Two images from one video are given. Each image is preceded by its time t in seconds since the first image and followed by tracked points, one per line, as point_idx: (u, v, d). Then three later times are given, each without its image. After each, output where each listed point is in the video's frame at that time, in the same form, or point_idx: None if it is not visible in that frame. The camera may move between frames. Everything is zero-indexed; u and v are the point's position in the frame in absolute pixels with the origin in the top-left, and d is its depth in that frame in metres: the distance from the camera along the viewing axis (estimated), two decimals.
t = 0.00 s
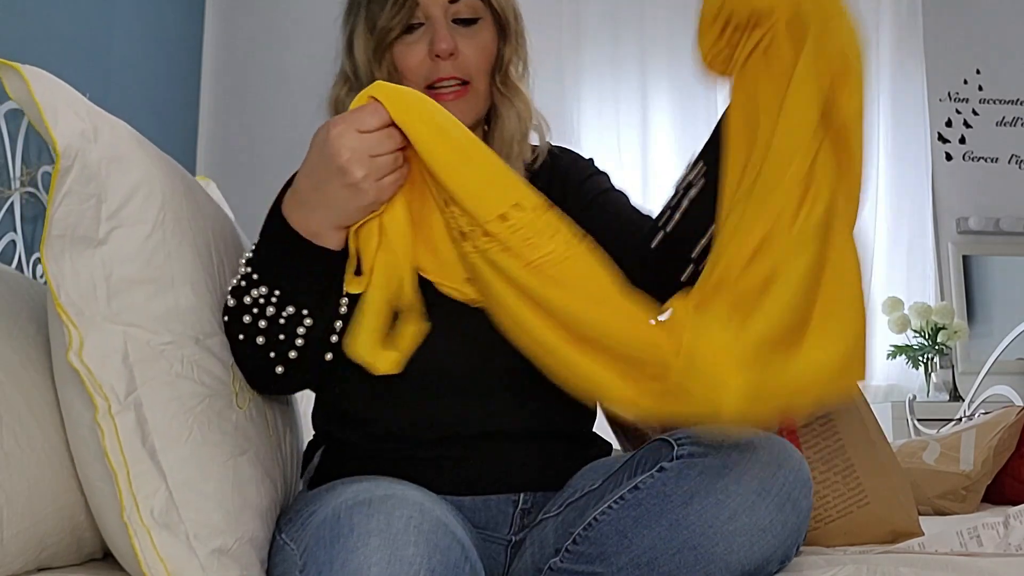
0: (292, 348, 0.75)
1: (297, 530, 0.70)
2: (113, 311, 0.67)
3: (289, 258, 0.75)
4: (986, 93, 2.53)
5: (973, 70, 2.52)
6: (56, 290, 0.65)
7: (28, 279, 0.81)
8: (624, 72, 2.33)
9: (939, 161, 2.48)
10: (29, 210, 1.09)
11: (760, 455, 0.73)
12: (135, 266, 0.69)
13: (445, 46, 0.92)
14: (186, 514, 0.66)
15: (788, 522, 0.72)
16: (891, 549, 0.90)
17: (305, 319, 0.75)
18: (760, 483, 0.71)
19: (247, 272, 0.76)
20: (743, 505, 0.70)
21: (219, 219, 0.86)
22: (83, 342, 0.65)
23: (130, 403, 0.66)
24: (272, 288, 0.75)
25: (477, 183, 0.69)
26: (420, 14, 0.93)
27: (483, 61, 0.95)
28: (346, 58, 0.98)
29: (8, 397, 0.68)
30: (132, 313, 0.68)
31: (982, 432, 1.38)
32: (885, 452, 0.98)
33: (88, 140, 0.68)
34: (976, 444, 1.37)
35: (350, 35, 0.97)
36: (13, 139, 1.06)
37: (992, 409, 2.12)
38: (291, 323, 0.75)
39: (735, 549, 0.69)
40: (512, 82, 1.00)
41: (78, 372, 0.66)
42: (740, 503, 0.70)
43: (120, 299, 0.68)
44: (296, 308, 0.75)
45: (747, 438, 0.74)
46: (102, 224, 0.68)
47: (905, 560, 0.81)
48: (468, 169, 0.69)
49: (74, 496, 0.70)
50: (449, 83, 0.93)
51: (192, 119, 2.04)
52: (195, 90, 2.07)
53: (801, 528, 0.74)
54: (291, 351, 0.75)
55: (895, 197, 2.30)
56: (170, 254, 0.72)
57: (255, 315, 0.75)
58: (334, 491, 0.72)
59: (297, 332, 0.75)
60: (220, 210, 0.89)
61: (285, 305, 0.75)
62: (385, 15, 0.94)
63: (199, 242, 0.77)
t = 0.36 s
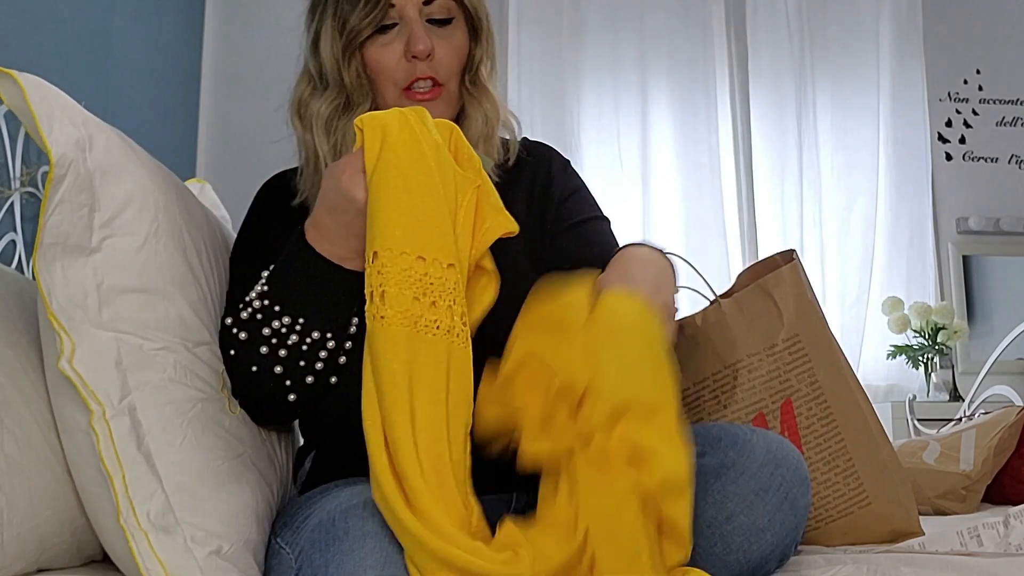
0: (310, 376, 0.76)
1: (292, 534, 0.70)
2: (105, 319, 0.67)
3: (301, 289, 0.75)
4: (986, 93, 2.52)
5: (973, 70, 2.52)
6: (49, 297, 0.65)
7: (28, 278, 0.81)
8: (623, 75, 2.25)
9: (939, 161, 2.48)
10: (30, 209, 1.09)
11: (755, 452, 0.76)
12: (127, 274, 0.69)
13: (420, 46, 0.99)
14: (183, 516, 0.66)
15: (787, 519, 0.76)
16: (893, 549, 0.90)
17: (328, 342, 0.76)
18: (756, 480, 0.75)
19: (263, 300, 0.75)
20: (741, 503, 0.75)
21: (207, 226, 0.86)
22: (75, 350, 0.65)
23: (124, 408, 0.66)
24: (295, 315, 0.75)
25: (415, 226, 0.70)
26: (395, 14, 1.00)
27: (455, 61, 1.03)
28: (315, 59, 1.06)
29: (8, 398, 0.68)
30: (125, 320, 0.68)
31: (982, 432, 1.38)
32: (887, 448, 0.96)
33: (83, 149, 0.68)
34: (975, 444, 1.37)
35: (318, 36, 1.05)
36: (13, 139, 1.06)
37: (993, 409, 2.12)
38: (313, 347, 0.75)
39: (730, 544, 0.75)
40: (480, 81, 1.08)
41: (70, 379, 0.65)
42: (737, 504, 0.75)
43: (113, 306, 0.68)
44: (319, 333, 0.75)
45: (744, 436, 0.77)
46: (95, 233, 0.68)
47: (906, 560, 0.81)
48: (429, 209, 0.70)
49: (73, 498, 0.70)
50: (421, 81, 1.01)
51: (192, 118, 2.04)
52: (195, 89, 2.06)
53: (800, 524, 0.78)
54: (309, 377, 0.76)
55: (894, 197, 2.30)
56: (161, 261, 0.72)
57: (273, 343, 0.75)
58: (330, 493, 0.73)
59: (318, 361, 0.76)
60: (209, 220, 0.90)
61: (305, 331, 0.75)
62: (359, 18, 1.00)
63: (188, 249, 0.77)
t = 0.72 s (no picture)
0: (326, 365, 0.79)
1: (294, 531, 0.70)
2: (112, 315, 0.67)
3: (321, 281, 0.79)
4: (986, 93, 2.53)
5: (973, 70, 2.52)
6: (56, 292, 0.65)
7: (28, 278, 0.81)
8: (623, 72, 2.25)
9: (939, 161, 2.48)
10: (29, 209, 1.09)
11: (752, 447, 0.78)
12: (135, 271, 0.69)
13: (433, 46, 1.00)
14: (185, 513, 0.66)
15: (784, 513, 0.77)
16: (894, 548, 0.90)
17: (345, 329, 0.79)
18: (751, 475, 0.76)
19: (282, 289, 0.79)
20: (739, 499, 0.76)
21: (215, 226, 0.86)
22: (82, 345, 0.65)
23: (130, 404, 0.66)
24: (314, 300, 0.78)
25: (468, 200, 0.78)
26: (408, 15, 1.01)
27: (466, 62, 1.04)
28: (328, 59, 1.06)
29: (8, 398, 0.68)
30: (132, 316, 0.68)
31: (982, 432, 1.38)
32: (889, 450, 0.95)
33: (92, 145, 0.68)
34: (975, 443, 1.37)
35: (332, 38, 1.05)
36: (13, 139, 1.06)
37: (993, 409, 2.12)
38: (333, 333, 0.79)
39: (730, 541, 0.75)
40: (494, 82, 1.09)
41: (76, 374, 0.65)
42: (735, 498, 0.75)
43: (120, 303, 0.68)
44: (336, 318, 0.79)
45: (740, 430, 0.78)
46: (103, 229, 0.68)
47: (905, 560, 0.81)
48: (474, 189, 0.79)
49: (73, 497, 0.70)
50: (435, 81, 1.01)
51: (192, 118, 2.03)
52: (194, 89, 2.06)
53: (798, 520, 0.79)
54: (326, 366, 0.79)
55: (894, 197, 2.30)
56: (169, 259, 0.72)
57: (292, 330, 0.78)
58: (332, 489, 0.73)
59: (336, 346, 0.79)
60: (214, 218, 0.90)
61: (322, 318, 0.79)
62: (371, 18, 1.01)
63: (196, 248, 0.77)
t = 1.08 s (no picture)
0: (308, 382, 0.79)
1: (295, 530, 0.70)
2: (114, 314, 0.67)
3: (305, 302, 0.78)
4: (986, 93, 2.53)
5: (973, 70, 2.52)
6: (58, 292, 0.65)
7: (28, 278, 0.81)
8: (623, 72, 2.25)
9: (939, 161, 2.48)
10: (29, 209, 1.09)
11: (752, 446, 0.78)
12: (137, 269, 0.69)
13: (421, 33, 1.00)
14: (186, 512, 0.66)
15: (785, 514, 0.77)
16: (895, 548, 0.90)
17: (321, 348, 0.79)
18: (752, 475, 0.76)
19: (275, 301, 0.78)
20: (740, 499, 0.76)
21: (217, 225, 0.86)
22: (83, 344, 0.65)
23: (130, 403, 0.66)
24: (292, 313, 0.78)
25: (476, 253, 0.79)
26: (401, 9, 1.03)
27: (461, 50, 1.04)
28: (333, 63, 1.08)
29: (9, 397, 0.68)
30: (134, 315, 0.68)
31: (982, 432, 1.38)
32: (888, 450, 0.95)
33: (94, 144, 0.67)
34: (975, 443, 1.37)
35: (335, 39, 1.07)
36: (13, 139, 1.06)
37: (993, 408, 2.12)
38: (309, 351, 0.78)
39: (731, 543, 0.75)
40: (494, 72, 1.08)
41: (77, 373, 0.65)
42: (736, 498, 0.75)
43: (122, 302, 0.68)
44: (315, 338, 0.78)
45: (740, 431, 0.78)
46: (105, 227, 0.68)
47: (905, 560, 0.80)
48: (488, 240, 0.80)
49: (73, 497, 0.70)
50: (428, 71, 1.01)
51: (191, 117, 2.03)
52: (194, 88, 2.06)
53: (798, 520, 0.79)
54: (308, 384, 0.79)
55: (894, 196, 2.30)
56: (170, 257, 0.72)
57: (275, 343, 0.78)
58: (333, 488, 0.73)
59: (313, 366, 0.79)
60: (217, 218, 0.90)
61: (301, 334, 0.78)
62: (366, 12, 1.04)
63: (198, 247, 0.77)
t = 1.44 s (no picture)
0: (288, 391, 0.78)
1: (294, 531, 0.70)
2: (109, 315, 0.67)
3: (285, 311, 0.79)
4: (986, 93, 2.53)
5: (973, 70, 2.52)
6: (53, 294, 0.65)
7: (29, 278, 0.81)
8: (624, 72, 2.25)
9: (939, 161, 2.48)
10: (30, 209, 1.09)
11: (755, 451, 0.77)
12: (132, 270, 0.69)
13: (416, 33, 0.99)
14: (184, 513, 0.66)
15: (788, 519, 0.77)
16: (895, 549, 0.90)
17: (295, 356, 0.79)
18: (756, 480, 0.76)
19: (251, 313, 0.79)
20: (742, 504, 0.76)
21: (213, 225, 0.86)
22: (78, 346, 0.65)
23: (127, 404, 0.66)
24: (266, 320, 0.79)
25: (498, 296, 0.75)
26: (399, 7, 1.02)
27: (461, 52, 1.02)
28: (331, 57, 1.09)
29: (8, 397, 0.68)
30: (130, 316, 0.68)
31: (982, 432, 1.38)
32: (889, 451, 0.96)
33: (88, 145, 0.67)
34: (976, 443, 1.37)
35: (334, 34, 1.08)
36: (13, 139, 1.06)
37: (993, 408, 2.12)
38: (284, 360, 0.79)
39: (733, 548, 0.75)
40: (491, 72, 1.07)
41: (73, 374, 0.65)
42: (738, 503, 0.75)
43: (117, 303, 0.68)
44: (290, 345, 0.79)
45: (744, 436, 0.78)
46: (99, 229, 0.68)
47: (905, 560, 0.80)
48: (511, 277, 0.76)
49: (73, 497, 0.70)
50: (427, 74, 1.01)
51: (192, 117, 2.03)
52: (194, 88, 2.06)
53: (800, 524, 0.79)
54: (288, 393, 0.78)
55: (894, 196, 2.30)
56: (166, 258, 0.72)
57: (254, 351, 0.78)
58: (334, 490, 0.73)
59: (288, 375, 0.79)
60: (215, 217, 0.90)
61: (276, 340, 0.79)
62: (363, 13, 1.03)
63: (195, 247, 0.77)
